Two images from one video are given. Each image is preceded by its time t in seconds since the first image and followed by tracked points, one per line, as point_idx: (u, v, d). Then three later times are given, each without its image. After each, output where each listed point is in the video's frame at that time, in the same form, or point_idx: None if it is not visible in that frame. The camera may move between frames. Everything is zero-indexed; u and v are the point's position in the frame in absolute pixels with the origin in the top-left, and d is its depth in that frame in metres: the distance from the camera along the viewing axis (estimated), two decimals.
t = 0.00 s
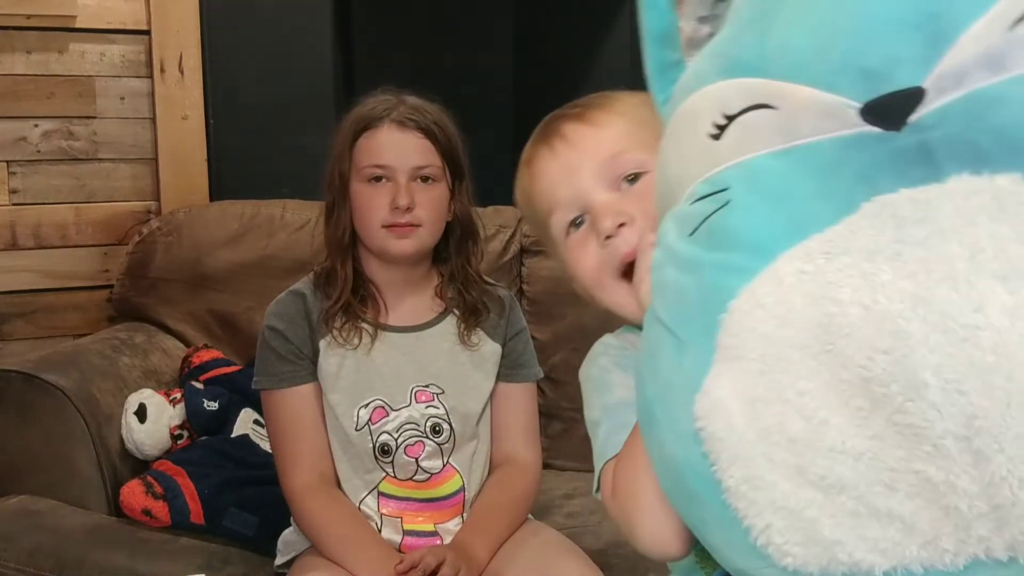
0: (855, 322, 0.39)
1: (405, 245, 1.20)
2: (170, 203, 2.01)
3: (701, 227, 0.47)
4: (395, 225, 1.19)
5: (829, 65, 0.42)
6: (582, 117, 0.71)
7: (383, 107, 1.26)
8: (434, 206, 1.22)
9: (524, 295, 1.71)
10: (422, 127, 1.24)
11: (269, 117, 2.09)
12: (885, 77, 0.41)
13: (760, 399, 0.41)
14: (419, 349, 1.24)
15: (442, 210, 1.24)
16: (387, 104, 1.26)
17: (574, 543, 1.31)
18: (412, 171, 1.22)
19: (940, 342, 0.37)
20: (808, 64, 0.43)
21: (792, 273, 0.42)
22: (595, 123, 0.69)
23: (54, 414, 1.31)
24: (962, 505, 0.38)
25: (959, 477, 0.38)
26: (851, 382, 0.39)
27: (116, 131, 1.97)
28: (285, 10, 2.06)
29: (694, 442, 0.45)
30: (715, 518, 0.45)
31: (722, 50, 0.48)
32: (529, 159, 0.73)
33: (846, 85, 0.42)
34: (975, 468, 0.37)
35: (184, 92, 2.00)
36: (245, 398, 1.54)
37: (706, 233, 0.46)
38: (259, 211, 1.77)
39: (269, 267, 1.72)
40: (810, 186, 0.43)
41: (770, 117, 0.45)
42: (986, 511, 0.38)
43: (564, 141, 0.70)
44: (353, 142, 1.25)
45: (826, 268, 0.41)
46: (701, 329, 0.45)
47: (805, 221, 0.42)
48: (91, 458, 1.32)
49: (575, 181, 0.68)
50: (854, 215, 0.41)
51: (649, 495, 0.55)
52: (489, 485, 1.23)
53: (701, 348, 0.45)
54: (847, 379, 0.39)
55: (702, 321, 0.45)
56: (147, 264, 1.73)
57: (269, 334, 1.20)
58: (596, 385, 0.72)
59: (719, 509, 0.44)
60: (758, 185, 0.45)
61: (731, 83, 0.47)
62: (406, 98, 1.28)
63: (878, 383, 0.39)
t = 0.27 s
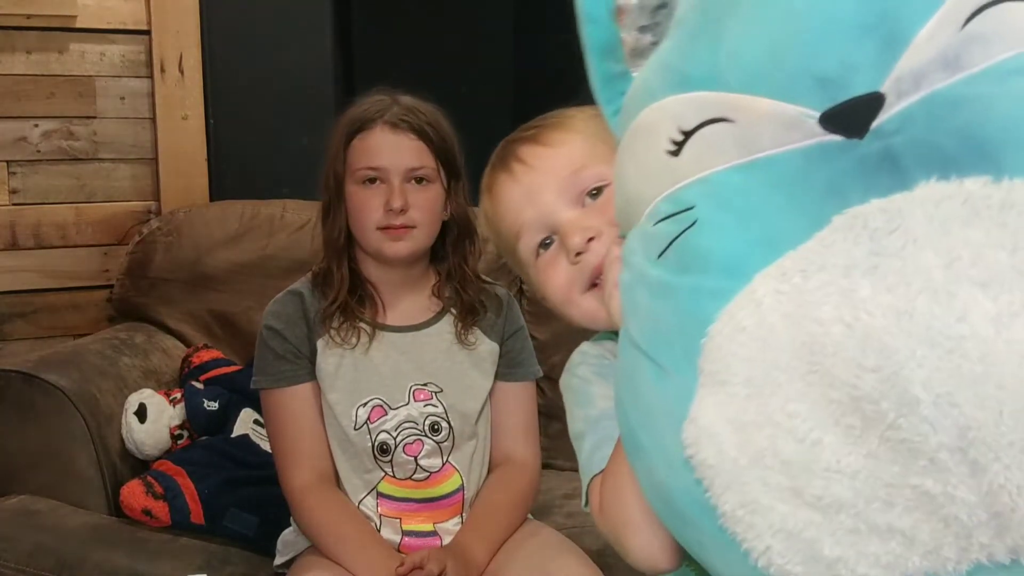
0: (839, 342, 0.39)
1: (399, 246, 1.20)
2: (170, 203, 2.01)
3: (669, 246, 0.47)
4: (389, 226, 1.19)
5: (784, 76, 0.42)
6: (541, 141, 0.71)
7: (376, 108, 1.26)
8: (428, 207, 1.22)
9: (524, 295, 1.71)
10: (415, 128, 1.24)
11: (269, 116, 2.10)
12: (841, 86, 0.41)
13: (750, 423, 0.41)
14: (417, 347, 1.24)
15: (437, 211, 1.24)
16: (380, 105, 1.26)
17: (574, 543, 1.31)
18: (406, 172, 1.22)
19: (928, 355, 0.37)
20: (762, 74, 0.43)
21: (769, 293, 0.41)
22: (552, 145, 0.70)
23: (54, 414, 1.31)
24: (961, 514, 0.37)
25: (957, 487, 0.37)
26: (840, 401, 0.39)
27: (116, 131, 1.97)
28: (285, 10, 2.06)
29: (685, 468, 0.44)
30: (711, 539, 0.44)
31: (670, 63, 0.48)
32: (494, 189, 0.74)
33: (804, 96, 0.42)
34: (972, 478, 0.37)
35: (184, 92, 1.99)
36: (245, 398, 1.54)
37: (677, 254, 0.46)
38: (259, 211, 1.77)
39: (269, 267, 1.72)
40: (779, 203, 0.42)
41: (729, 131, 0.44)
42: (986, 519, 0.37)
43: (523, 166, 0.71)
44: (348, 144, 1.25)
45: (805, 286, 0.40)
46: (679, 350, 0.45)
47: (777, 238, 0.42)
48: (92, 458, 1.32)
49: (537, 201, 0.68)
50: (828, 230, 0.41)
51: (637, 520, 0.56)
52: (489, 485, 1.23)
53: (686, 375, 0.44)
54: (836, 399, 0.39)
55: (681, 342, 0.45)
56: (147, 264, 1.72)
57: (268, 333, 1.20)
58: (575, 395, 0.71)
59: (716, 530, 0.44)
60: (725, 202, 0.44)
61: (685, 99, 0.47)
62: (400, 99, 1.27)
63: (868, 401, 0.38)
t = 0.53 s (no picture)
0: (818, 370, 0.39)
1: (398, 250, 1.21)
2: (170, 204, 2.01)
3: (653, 268, 0.46)
4: (387, 227, 1.20)
5: (766, 99, 0.42)
6: (514, 152, 0.72)
7: (371, 109, 1.25)
8: (424, 207, 1.22)
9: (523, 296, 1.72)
10: (412, 129, 1.24)
11: (269, 117, 2.10)
12: (824, 111, 0.41)
13: (728, 449, 0.41)
14: (416, 346, 1.24)
15: (434, 211, 1.24)
16: (376, 106, 1.25)
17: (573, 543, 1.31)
18: (403, 173, 1.22)
19: (905, 388, 0.37)
20: (745, 97, 0.43)
21: (749, 318, 0.41)
22: (528, 154, 0.70)
23: (54, 414, 1.31)
24: (934, 542, 0.38)
25: (931, 518, 0.37)
26: (817, 429, 0.39)
27: (116, 131, 1.97)
28: (284, 10, 2.07)
29: (661, 490, 0.45)
30: (691, 559, 0.45)
31: (652, 80, 0.48)
32: (469, 202, 0.75)
33: (786, 119, 0.42)
34: (947, 510, 0.37)
35: (184, 92, 1.99)
36: (244, 398, 1.55)
37: (657, 276, 0.46)
38: (259, 211, 1.77)
39: (268, 267, 1.72)
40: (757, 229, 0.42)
41: (710, 151, 0.44)
42: (958, 547, 0.37)
43: (499, 175, 0.71)
44: (344, 145, 1.24)
45: (784, 313, 0.40)
46: (661, 373, 0.45)
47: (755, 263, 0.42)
48: (91, 458, 1.32)
49: (514, 210, 0.69)
50: (807, 258, 0.40)
51: (615, 527, 0.59)
52: (488, 485, 1.23)
53: (663, 395, 0.45)
54: (813, 427, 0.39)
55: (662, 365, 0.45)
56: (147, 264, 1.72)
57: (266, 334, 1.20)
58: (560, 402, 0.71)
59: (694, 549, 0.44)
60: (707, 225, 0.44)
61: (666, 118, 0.46)
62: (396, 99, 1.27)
63: (845, 431, 0.38)
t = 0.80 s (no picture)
0: (785, 407, 0.39)
1: (399, 247, 1.21)
2: (170, 204, 2.01)
3: (634, 290, 0.46)
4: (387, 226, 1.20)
5: (747, 130, 0.41)
6: (507, 153, 0.72)
7: (366, 108, 1.25)
8: (424, 204, 1.23)
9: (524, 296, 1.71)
10: (408, 127, 1.24)
11: (269, 117, 2.10)
12: (803, 144, 0.39)
13: (700, 475, 0.41)
14: (418, 347, 1.24)
15: (433, 208, 1.24)
16: (371, 105, 1.25)
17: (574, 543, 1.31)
18: (401, 172, 1.22)
19: (870, 429, 0.37)
20: (725, 126, 0.41)
21: (722, 351, 0.41)
22: (520, 153, 0.70)
23: (54, 414, 1.31)
24: None
25: (893, 553, 0.38)
26: (786, 462, 0.39)
27: (116, 131, 1.97)
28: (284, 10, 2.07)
29: (637, 509, 0.45)
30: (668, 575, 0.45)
31: (639, 100, 0.46)
32: (464, 203, 0.75)
33: (767, 151, 0.40)
34: (908, 546, 0.38)
35: (184, 92, 1.99)
36: (244, 397, 1.55)
37: (638, 300, 0.46)
38: (259, 211, 1.77)
39: (269, 267, 1.72)
40: (740, 254, 0.41)
41: (692, 178, 0.43)
42: None
43: (491, 176, 0.71)
44: (341, 144, 1.25)
45: (756, 347, 0.40)
46: (640, 398, 0.45)
47: (734, 291, 0.41)
48: (92, 458, 1.32)
49: (507, 211, 0.69)
50: (781, 294, 0.40)
51: (596, 525, 0.60)
52: (489, 485, 1.23)
53: (641, 417, 0.45)
54: (781, 460, 0.39)
55: (641, 391, 0.45)
56: (147, 264, 1.72)
57: (267, 334, 1.20)
58: (557, 397, 0.72)
59: (668, 566, 0.44)
60: (686, 252, 0.43)
61: (650, 141, 0.45)
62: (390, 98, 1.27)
63: (813, 467, 0.39)
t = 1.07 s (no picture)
0: (784, 417, 0.42)
1: (401, 253, 1.21)
2: (170, 204, 2.01)
3: (642, 292, 0.49)
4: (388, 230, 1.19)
5: (765, 140, 0.43)
6: (526, 142, 0.75)
7: (366, 109, 1.25)
8: (426, 207, 1.22)
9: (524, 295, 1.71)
10: (409, 129, 1.23)
11: (269, 117, 2.11)
12: (817, 158, 0.42)
13: (696, 477, 0.44)
14: (421, 349, 1.24)
15: (435, 210, 1.24)
16: (371, 107, 1.25)
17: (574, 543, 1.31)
18: (402, 174, 1.21)
19: (864, 445, 0.40)
20: (743, 136, 0.44)
21: (725, 358, 0.44)
22: (538, 144, 0.73)
23: (54, 414, 1.31)
24: None
25: (879, 567, 0.41)
26: (779, 471, 0.42)
27: (116, 131, 1.97)
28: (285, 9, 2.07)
29: (632, 503, 0.48)
30: (655, 563, 0.48)
31: (660, 103, 0.49)
32: (481, 189, 0.77)
33: (782, 162, 0.43)
34: (896, 562, 0.41)
35: (184, 92, 1.99)
36: (245, 397, 1.54)
37: (645, 301, 0.49)
38: (259, 211, 1.77)
39: (269, 267, 1.72)
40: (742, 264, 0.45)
41: (706, 184, 0.46)
42: None
43: (509, 165, 0.74)
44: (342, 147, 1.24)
45: (759, 357, 0.43)
46: (641, 397, 0.48)
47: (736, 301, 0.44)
48: (92, 458, 1.32)
49: (523, 199, 0.71)
50: (787, 305, 0.43)
51: (588, 513, 0.63)
52: (490, 486, 1.23)
53: (640, 417, 0.48)
54: (775, 469, 0.42)
55: (643, 390, 0.48)
56: (147, 264, 1.72)
57: (270, 336, 1.20)
58: (562, 387, 0.75)
59: (660, 560, 0.48)
60: (695, 257, 0.46)
61: (669, 146, 0.48)
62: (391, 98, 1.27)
63: (806, 477, 0.41)
